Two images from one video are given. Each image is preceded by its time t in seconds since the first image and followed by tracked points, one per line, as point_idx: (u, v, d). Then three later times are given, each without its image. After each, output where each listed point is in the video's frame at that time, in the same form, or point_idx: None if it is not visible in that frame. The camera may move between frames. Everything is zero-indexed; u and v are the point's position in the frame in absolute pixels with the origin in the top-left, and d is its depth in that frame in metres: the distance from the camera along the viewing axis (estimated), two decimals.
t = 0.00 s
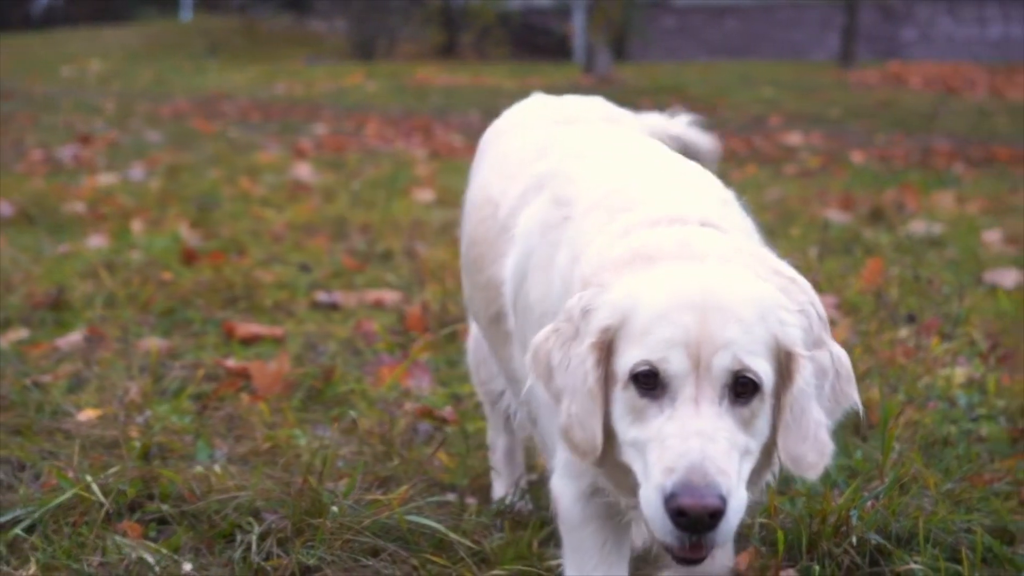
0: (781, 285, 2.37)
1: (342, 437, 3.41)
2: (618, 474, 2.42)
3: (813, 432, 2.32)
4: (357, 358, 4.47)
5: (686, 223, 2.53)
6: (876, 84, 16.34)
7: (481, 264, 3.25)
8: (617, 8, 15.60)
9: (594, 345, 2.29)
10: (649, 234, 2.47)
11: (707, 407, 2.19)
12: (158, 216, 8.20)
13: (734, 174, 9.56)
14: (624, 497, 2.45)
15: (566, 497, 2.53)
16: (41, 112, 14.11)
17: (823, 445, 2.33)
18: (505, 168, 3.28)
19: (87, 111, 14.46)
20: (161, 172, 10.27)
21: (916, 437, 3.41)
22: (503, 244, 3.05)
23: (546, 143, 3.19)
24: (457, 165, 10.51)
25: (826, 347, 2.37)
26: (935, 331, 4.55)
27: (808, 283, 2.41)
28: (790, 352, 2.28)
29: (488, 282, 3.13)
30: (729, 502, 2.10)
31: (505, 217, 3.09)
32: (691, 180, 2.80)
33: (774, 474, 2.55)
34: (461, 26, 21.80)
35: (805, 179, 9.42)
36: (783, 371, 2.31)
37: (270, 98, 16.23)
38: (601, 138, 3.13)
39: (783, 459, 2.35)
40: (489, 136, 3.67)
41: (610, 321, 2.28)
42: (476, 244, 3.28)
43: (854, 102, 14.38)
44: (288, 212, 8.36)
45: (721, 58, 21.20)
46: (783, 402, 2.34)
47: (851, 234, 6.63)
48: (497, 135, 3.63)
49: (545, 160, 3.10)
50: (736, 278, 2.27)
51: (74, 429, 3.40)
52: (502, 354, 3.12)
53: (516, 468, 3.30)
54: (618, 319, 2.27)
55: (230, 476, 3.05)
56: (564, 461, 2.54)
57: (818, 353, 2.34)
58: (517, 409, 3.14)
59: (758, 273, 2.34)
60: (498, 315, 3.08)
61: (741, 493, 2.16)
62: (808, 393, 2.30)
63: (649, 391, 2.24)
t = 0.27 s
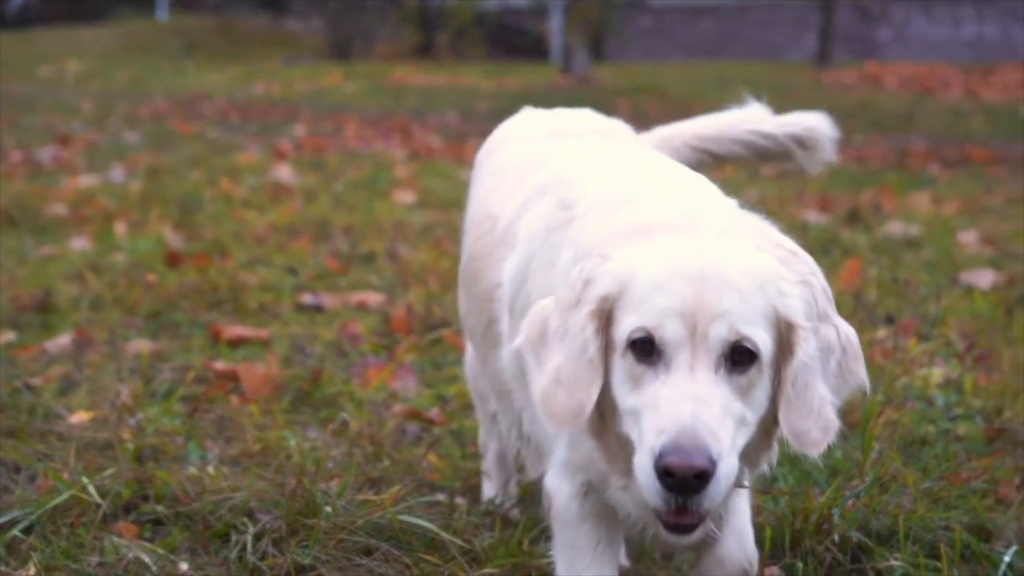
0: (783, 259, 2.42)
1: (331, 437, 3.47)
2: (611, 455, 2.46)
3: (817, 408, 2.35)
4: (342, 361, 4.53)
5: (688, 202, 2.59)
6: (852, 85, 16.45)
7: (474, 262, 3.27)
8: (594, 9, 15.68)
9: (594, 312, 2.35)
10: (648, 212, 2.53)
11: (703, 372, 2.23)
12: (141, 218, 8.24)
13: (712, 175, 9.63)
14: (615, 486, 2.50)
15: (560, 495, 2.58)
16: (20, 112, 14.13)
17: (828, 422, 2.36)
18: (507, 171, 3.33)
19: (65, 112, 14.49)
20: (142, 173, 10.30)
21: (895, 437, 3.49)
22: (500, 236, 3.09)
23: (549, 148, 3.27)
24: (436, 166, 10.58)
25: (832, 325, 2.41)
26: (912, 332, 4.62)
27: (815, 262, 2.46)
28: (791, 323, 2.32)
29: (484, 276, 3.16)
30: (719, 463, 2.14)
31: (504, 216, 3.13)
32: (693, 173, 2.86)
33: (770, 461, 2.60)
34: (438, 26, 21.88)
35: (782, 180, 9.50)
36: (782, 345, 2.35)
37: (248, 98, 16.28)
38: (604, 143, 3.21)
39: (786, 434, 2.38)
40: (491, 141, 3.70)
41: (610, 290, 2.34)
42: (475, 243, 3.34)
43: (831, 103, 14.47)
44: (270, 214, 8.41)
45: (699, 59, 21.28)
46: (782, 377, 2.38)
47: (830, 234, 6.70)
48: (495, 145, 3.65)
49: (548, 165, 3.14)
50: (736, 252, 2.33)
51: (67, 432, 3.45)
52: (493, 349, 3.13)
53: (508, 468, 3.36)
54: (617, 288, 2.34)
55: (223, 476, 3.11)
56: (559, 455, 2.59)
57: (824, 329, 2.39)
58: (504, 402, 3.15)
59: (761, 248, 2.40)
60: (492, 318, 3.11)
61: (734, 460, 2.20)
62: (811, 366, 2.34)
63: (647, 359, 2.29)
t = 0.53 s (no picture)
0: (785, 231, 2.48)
1: (316, 439, 3.53)
2: (601, 427, 2.50)
3: (815, 377, 2.40)
4: (325, 361, 4.59)
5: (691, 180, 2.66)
6: (825, 85, 16.60)
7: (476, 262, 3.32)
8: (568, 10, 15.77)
9: (592, 272, 2.43)
10: (651, 185, 2.60)
11: (697, 328, 2.28)
12: (119, 218, 8.27)
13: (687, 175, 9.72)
14: (603, 472, 2.56)
15: (546, 489, 2.66)
16: None
17: (829, 393, 2.40)
18: (511, 172, 3.36)
19: (40, 112, 14.49)
20: (119, 173, 10.33)
21: (870, 436, 3.58)
22: (501, 233, 3.14)
23: (557, 148, 3.35)
24: (412, 166, 10.63)
25: (831, 298, 2.46)
26: (885, 332, 4.70)
27: (818, 240, 2.51)
28: (786, 289, 2.38)
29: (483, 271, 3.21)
30: (708, 416, 2.18)
31: (507, 208, 3.19)
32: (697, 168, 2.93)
33: (769, 438, 2.63)
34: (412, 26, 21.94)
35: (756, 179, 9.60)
36: (779, 312, 2.40)
37: (222, 98, 16.31)
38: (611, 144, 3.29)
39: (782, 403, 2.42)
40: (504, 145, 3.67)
41: (608, 251, 2.42)
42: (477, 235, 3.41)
43: (803, 103, 14.59)
44: (248, 215, 8.46)
45: (673, 59, 21.38)
46: (775, 344, 2.42)
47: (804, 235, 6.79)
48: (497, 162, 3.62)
49: (553, 166, 3.17)
50: (736, 219, 2.39)
51: (57, 433, 3.50)
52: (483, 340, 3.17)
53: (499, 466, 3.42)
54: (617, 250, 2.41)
55: (210, 476, 3.16)
56: (544, 451, 2.67)
57: (822, 300, 2.44)
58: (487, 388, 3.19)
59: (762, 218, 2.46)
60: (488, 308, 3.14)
61: (725, 417, 2.24)
62: (806, 332, 2.38)
63: (643, 317, 2.34)
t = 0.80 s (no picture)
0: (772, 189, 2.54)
1: (296, 439, 3.59)
2: (594, 401, 2.54)
3: (807, 329, 2.47)
4: (301, 362, 4.64)
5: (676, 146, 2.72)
6: (793, 86, 16.73)
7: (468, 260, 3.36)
8: (539, 11, 15.83)
9: (582, 232, 2.50)
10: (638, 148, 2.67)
11: (685, 281, 2.35)
12: (92, 219, 8.29)
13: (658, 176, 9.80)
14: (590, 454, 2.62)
15: (532, 483, 2.71)
16: None
17: (819, 350, 2.47)
18: (501, 173, 3.39)
19: (9, 111, 14.46)
20: (90, 174, 10.34)
21: (839, 435, 3.68)
22: (491, 229, 3.18)
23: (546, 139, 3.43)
24: (384, 167, 10.68)
25: (816, 257, 2.53)
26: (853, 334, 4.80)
27: (802, 201, 2.58)
28: (772, 243, 2.44)
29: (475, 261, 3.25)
30: (698, 363, 2.25)
31: (500, 192, 3.27)
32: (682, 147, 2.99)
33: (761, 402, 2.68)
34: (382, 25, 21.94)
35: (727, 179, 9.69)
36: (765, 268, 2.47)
37: (192, 98, 16.30)
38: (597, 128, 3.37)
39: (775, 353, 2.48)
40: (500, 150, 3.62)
41: (597, 212, 2.49)
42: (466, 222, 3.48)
43: (773, 104, 14.68)
44: (221, 216, 8.49)
45: (644, 60, 21.41)
46: (762, 298, 2.49)
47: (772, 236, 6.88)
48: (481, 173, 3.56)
49: (545, 171, 3.20)
50: (721, 176, 2.46)
51: (38, 432, 3.55)
52: (470, 330, 3.22)
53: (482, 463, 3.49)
54: (604, 211, 2.48)
55: (194, 476, 3.22)
56: (530, 441, 2.72)
57: (807, 257, 2.51)
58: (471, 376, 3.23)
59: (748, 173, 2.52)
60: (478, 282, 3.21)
61: (715, 366, 2.31)
62: (789, 286, 2.45)
63: (631, 274, 2.41)
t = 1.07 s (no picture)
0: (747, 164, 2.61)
1: (272, 439, 3.65)
2: (575, 379, 2.59)
3: (794, 293, 2.51)
4: (275, 363, 4.70)
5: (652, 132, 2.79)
6: (760, 87, 16.85)
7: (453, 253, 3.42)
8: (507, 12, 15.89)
9: (559, 208, 2.57)
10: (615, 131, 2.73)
11: (658, 247, 2.41)
12: (63, 220, 8.31)
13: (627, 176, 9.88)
14: (569, 452, 2.67)
15: (512, 483, 2.77)
16: None
17: (808, 310, 2.50)
18: (484, 172, 3.45)
19: None
20: (60, 175, 10.35)
21: (805, 433, 3.76)
22: (476, 232, 3.23)
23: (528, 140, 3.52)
24: (353, 168, 10.73)
25: (794, 225, 2.58)
26: (820, 334, 4.88)
27: (775, 173, 2.64)
28: (747, 212, 2.50)
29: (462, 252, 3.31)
30: (670, 323, 2.31)
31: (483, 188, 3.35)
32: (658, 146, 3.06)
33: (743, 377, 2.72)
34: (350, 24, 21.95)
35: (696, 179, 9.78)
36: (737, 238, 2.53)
37: (160, 98, 16.32)
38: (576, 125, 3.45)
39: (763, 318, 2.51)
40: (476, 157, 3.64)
41: (573, 187, 2.56)
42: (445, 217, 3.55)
43: (739, 105, 14.79)
44: (191, 218, 8.53)
45: (611, 60, 21.43)
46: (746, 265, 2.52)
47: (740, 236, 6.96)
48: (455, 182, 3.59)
49: (529, 175, 3.26)
50: (693, 149, 2.52)
51: (16, 433, 3.59)
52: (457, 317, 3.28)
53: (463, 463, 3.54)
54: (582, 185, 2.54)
55: (171, 476, 3.27)
56: (510, 445, 2.76)
57: (785, 225, 2.56)
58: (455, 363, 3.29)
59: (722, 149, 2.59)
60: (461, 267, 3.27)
61: (690, 326, 2.36)
62: (770, 253, 2.50)
63: (607, 243, 2.47)
